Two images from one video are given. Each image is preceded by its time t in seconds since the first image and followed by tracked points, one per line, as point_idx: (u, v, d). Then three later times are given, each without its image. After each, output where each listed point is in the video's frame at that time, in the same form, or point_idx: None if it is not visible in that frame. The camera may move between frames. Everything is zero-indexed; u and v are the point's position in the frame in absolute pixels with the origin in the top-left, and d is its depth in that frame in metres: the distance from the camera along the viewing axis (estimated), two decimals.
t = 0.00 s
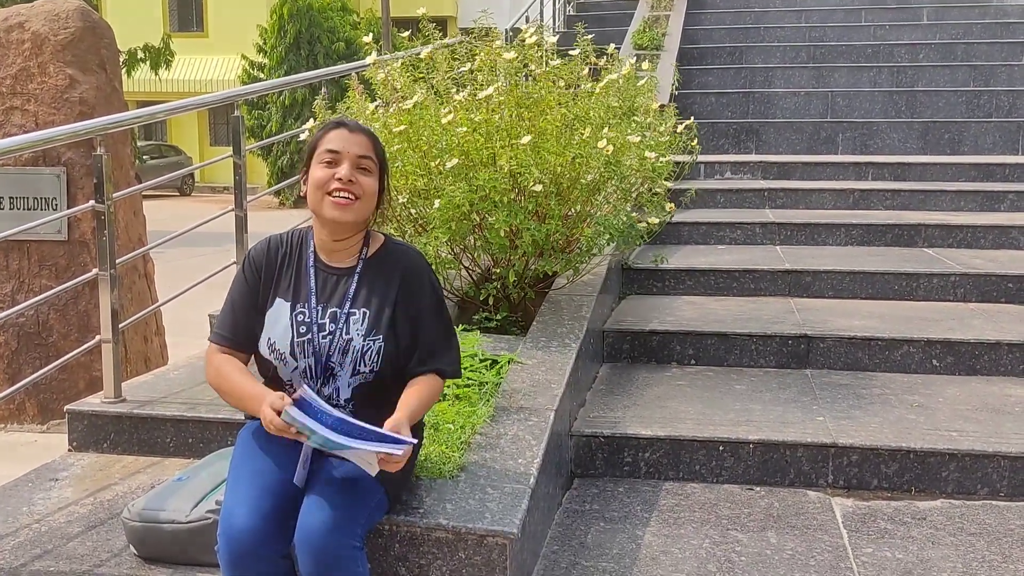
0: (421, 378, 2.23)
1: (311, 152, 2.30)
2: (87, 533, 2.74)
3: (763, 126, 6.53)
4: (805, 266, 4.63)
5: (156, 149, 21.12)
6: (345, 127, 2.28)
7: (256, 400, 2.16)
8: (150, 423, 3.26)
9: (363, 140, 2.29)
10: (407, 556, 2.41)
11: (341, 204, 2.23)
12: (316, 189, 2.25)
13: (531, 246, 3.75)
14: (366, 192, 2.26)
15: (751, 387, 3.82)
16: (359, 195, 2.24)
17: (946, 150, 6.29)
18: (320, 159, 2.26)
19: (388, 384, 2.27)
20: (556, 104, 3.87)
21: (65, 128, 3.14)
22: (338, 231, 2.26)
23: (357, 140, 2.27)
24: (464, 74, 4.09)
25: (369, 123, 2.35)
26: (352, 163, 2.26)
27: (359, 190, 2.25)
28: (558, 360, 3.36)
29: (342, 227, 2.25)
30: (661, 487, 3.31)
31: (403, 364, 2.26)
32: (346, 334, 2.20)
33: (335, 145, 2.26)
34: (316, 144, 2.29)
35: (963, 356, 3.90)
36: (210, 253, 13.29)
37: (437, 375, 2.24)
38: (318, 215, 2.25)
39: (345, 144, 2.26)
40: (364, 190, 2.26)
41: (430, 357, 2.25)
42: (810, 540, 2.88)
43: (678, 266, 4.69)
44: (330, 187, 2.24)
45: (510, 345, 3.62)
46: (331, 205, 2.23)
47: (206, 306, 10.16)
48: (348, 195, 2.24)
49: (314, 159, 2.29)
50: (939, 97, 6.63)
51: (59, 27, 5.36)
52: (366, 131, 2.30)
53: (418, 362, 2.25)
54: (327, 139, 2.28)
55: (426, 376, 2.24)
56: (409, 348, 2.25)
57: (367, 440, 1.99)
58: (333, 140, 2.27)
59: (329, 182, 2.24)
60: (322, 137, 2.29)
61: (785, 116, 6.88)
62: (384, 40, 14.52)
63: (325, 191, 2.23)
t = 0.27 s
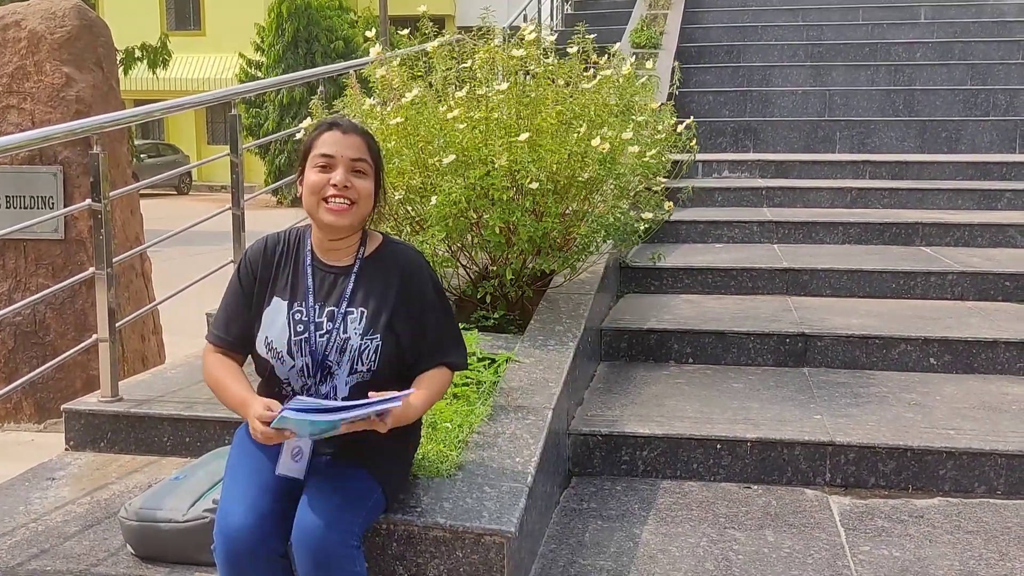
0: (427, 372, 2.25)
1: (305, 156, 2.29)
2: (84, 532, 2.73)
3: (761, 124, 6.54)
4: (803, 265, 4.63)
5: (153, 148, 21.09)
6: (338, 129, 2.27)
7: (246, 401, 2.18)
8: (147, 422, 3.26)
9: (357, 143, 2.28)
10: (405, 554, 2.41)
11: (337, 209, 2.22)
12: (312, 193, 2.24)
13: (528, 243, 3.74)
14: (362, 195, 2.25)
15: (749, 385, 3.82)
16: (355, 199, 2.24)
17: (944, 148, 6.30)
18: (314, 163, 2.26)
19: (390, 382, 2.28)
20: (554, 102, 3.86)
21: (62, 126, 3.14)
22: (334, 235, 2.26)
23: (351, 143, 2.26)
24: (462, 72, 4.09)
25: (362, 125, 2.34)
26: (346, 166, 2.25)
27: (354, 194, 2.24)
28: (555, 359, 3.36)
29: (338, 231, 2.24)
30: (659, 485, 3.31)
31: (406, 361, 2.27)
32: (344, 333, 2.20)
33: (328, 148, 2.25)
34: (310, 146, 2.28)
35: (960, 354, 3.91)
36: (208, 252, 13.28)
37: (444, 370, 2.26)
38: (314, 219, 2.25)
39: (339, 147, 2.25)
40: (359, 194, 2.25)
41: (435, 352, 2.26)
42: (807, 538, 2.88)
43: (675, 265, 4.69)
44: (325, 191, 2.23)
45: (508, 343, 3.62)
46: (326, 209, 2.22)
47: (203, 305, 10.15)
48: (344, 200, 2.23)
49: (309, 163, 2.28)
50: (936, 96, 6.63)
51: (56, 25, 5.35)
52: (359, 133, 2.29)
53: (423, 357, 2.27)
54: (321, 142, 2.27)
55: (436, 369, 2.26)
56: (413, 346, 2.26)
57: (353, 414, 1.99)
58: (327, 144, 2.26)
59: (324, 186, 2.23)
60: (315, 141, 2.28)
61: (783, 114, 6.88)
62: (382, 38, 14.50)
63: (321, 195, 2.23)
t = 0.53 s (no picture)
0: (425, 367, 2.26)
1: (302, 158, 2.27)
2: (81, 532, 2.73)
3: (759, 124, 6.54)
4: (800, 264, 4.63)
5: (151, 147, 21.08)
6: (335, 132, 2.25)
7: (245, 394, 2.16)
8: (144, 422, 3.26)
9: (354, 146, 2.26)
10: (402, 554, 2.40)
11: (335, 215, 2.22)
12: (309, 198, 2.24)
13: (525, 243, 3.75)
14: (358, 199, 2.24)
15: (746, 384, 3.82)
16: (351, 204, 2.22)
17: (941, 147, 6.30)
18: (310, 167, 2.25)
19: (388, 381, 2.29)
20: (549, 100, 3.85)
21: (59, 126, 3.13)
22: (332, 240, 2.25)
23: (348, 147, 2.25)
24: (460, 71, 4.08)
25: (359, 126, 2.32)
26: (343, 170, 2.24)
27: (351, 199, 2.23)
28: (553, 358, 3.36)
29: (336, 236, 2.24)
30: (657, 485, 3.31)
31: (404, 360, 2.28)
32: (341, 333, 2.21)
33: (325, 152, 2.24)
34: (307, 149, 2.26)
35: (957, 353, 3.91)
36: (205, 251, 13.27)
37: (442, 366, 2.29)
38: (312, 223, 2.25)
39: (335, 150, 2.24)
40: (356, 198, 2.24)
41: (432, 350, 2.28)
42: (805, 537, 2.88)
43: (673, 264, 4.69)
44: (323, 197, 2.22)
45: (507, 343, 3.62)
46: (324, 215, 2.22)
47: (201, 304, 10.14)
48: (340, 205, 2.22)
49: (305, 166, 2.26)
50: (934, 95, 6.64)
51: (52, 24, 5.34)
52: (356, 135, 2.27)
53: (420, 355, 2.28)
54: (317, 145, 2.25)
55: (432, 366, 2.27)
56: (412, 345, 2.27)
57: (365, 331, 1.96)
58: (323, 148, 2.24)
59: (321, 191, 2.22)
60: (311, 143, 2.26)
61: (780, 113, 6.88)
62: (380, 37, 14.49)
63: (318, 201, 2.22)
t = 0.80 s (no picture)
0: (423, 366, 2.27)
1: (299, 157, 2.27)
2: (78, 532, 2.72)
3: (757, 122, 6.54)
4: (798, 263, 4.63)
5: (149, 146, 21.06)
6: (332, 129, 2.25)
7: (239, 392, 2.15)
8: (141, 421, 3.25)
9: (351, 142, 2.26)
10: (400, 554, 2.40)
11: (334, 210, 2.20)
12: (308, 194, 2.22)
13: (523, 243, 3.74)
14: (357, 195, 2.22)
15: (744, 383, 3.82)
16: (350, 200, 2.21)
17: (939, 146, 6.30)
18: (308, 164, 2.23)
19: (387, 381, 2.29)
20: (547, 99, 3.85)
21: (56, 125, 3.12)
22: (330, 236, 2.23)
23: (345, 143, 2.24)
24: (457, 70, 4.07)
25: (356, 124, 2.32)
26: (341, 167, 2.23)
27: (349, 195, 2.21)
28: (551, 358, 3.35)
29: (334, 232, 2.22)
30: (654, 484, 3.31)
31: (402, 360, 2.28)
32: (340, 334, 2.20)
33: (323, 148, 2.23)
34: (304, 147, 2.25)
35: (955, 352, 3.91)
36: (203, 250, 13.26)
37: (440, 366, 2.29)
38: (309, 220, 2.22)
39: (334, 147, 2.23)
40: (354, 194, 2.23)
41: (430, 350, 2.29)
42: (803, 537, 2.88)
43: (671, 263, 4.69)
44: (321, 193, 2.20)
45: (504, 342, 3.62)
46: (323, 210, 2.20)
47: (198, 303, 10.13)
48: (339, 201, 2.21)
49: (303, 164, 2.25)
50: (932, 93, 6.63)
51: (49, 23, 5.33)
52: (354, 133, 2.27)
53: (417, 354, 2.29)
54: (314, 142, 2.24)
55: (430, 365, 2.28)
56: (410, 345, 2.28)
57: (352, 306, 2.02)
58: (320, 144, 2.24)
59: (319, 186, 2.21)
60: (308, 141, 2.26)
61: (778, 112, 6.88)
62: (379, 36, 14.48)
63: (316, 197, 2.20)
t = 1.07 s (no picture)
0: (426, 363, 2.26)
1: (295, 154, 2.26)
2: (74, 532, 2.72)
3: (754, 121, 6.54)
4: (796, 261, 4.63)
5: (146, 145, 21.04)
6: (327, 126, 2.24)
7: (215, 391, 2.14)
8: (137, 421, 3.24)
9: (346, 138, 2.25)
10: (396, 553, 2.40)
11: (330, 208, 2.20)
12: (304, 192, 2.21)
13: (520, 242, 3.74)
14: (353, 192, 2.22)
15: (742, 382, 3.82)
16: (346, 196, 2.21)
17: (936, 145, 6.30)
18: (303, 161, 2.23)
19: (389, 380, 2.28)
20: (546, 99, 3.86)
21: (51, 123, 3.11)
22: (328, 234, 2.23)
23: (341, 139, 2.23)
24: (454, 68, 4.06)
25: (351, 119, 2.31)
26: (337, 164, 2.22)
27: (346, 191, 2.21)
28: (548, 357, 3.35)
29: (332, 230, 2.22)
30: (652, 483, 3.31)
31: (404, 359, 2.28)
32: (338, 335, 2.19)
33: (317, 145, 2.22)
34: (299, 144, 2.25)
35: (952, 350, 3.91)
36: (201, 249, 13.24)
37: (442, 364, 2.28)
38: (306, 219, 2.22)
39: (328, 143, 2.22)
40: (351, 190, 2.22)
41: (433, 347, 2.28)
42: (800, 535, 2.88)
43: (668, 262, 4.69)
44: (317, 190, 2.20)
45: (501, 341, 3.61)
46: (319, 209, 2.19)
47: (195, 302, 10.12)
48: (335, 198, 2.20)
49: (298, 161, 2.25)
50: (929, 92, 6.63)
51: (45, 22, 5.32)
52: (348, 128, 2.26)
53: (419, 352, 2.28)
54: (309, 139, 2.24)
55: (433, 359, 2.27)
56: (411, 343, 2.27)
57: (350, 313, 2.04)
58: (315, 141, 2.23)
59: (315, 184, 2.20)
60: (303, 138, 2.25)
61: (776, 111, 6.88)
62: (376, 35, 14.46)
63: (312, 195, 2.20)
